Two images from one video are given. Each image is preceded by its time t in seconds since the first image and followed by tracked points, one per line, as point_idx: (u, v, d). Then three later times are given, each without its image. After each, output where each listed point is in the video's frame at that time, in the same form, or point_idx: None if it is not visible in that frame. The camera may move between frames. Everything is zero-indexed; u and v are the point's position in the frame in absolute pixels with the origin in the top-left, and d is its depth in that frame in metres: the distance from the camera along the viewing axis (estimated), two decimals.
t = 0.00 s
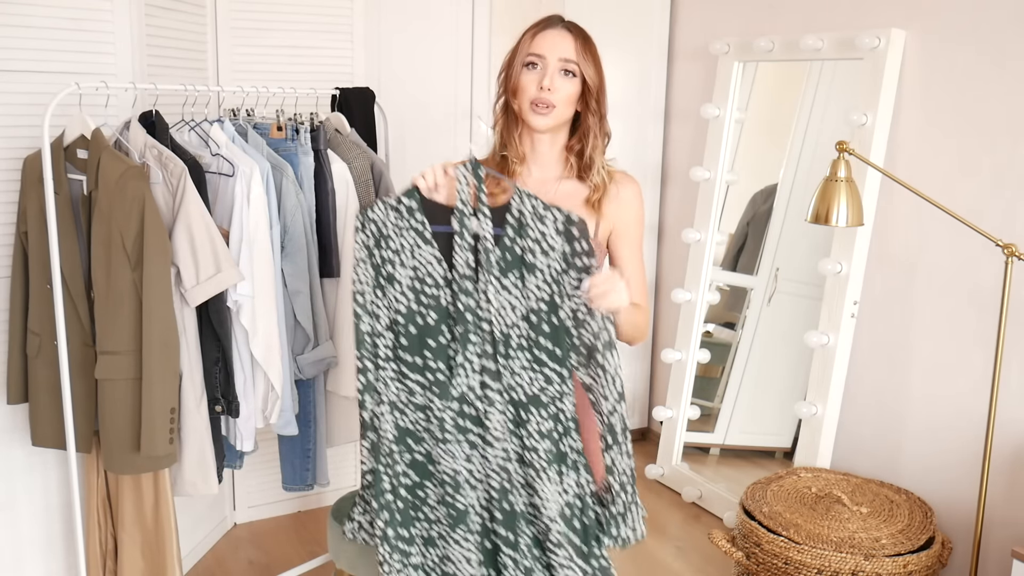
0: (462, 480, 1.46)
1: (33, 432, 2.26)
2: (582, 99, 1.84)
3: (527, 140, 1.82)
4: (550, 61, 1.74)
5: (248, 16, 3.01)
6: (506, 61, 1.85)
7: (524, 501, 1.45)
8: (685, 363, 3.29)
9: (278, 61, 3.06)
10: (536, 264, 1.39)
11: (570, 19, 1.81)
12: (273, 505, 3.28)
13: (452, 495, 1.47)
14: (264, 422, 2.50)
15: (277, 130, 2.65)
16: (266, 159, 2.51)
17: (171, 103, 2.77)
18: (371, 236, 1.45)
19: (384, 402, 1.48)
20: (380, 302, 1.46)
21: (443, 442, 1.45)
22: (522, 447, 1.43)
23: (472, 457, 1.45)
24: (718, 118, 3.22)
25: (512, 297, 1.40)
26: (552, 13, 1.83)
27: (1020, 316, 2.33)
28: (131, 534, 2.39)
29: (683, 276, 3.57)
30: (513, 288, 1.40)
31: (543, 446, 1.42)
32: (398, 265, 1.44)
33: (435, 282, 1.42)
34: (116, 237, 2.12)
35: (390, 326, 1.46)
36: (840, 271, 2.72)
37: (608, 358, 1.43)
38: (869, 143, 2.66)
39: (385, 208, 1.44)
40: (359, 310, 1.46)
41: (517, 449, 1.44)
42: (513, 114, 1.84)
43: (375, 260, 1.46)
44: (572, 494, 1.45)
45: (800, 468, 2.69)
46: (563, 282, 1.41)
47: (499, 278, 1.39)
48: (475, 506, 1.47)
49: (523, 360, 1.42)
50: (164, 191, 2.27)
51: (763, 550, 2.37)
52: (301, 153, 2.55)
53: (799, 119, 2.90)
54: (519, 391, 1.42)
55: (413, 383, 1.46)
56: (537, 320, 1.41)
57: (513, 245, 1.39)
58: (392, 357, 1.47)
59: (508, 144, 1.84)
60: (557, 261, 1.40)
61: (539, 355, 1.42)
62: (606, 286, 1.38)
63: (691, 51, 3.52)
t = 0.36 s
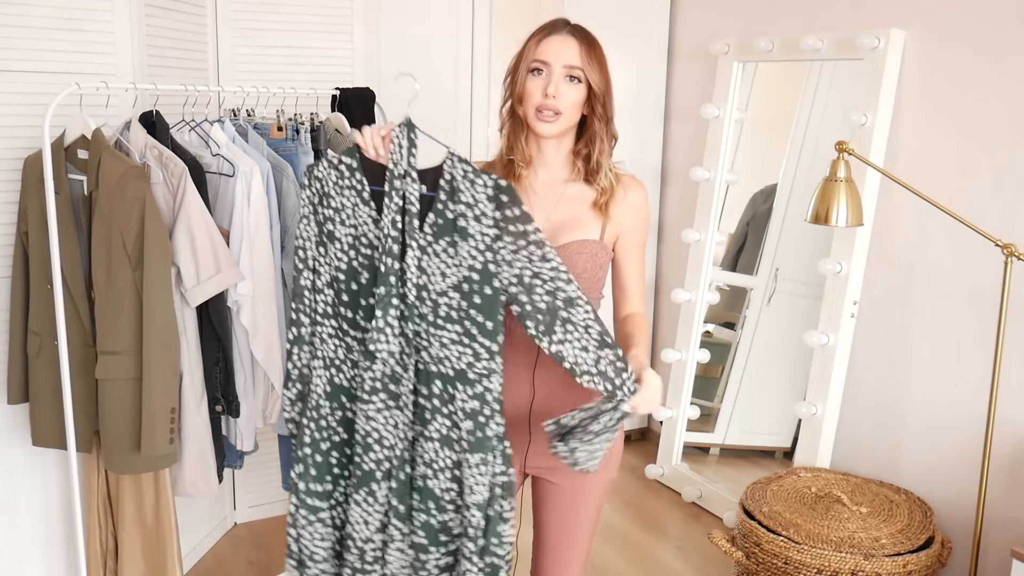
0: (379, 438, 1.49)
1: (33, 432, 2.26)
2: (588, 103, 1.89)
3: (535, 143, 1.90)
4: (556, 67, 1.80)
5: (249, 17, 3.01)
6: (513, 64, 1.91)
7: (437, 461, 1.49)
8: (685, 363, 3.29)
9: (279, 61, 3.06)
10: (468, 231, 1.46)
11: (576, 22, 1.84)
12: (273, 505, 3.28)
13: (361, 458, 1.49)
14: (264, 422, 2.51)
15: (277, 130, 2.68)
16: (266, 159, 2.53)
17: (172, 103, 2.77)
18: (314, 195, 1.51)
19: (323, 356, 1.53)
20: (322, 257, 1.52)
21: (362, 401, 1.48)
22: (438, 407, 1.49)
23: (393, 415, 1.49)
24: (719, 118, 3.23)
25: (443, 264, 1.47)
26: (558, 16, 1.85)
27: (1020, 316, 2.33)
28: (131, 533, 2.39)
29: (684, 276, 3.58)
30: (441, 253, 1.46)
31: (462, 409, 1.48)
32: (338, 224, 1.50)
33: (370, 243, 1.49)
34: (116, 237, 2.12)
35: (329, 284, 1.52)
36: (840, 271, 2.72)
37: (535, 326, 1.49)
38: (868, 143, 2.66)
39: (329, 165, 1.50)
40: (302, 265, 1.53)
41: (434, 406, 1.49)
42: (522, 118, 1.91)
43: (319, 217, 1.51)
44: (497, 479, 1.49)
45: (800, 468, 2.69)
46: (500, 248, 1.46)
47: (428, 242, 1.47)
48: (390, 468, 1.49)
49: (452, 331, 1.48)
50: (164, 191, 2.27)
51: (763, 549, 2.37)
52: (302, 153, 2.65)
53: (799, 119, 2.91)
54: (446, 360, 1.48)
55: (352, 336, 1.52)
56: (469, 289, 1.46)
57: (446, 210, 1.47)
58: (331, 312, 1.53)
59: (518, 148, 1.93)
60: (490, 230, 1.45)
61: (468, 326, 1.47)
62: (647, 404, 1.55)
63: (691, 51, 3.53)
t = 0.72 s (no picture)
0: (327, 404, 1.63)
1: (33, 432, 2.26)
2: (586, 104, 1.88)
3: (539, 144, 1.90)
4: (548, 71, 1.80)
5: (249, 18, 3.01)
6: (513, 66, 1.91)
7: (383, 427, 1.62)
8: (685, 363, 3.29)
9: (279, 62, 3.06)
10: (437, 202, 1.60)
11: (573, 21, 1.83)
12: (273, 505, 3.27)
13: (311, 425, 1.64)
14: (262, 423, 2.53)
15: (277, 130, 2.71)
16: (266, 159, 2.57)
17: (171, 103, 2.76)
18: (285, 169, 1.64)
19: (279, 329, 1.67)
20: (292, 232, 1.65)
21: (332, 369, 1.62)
22: (395, 377, 1.62)
23: (351, 377, 1.62)
24: (718, 118, 3.23)
25: (412, 234, 1.60)
26: (555, 16, 1.85)
27: (1020, 316, 2.33)
28: (131, 534, 2.38)
29: (684, 276, 3.58)
30: (410, 224, 1.60)
31: (419, 380, 1.61)
32: (309, 197, 1.63)
33: (340, 217, 1.62)
34: (116, 237, 2.12)
35: (296, 257, 1.65)
36: (841, 271, 2.72)
37: (509, 290, 1.64)
38: (869, 143, 2.66)
39: (298, 140, 1.63)
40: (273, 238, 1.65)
41: (392, 376, 1.62)
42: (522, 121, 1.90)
43: (291, 191, 1.64)
44: (444, 452, 1.59)
45: (800, 468, 2.69)
46: (467, 219, 1.60)
47: (398, 212, 1.60)
48: (344, 431, 1.63)
49: (418, 302, 1.61)
50: (164, 191, 2.27)
51: (763, 549, 2.37)
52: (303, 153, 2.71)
53: (799, 119, 2.91)
54: (408, 331, 1.61)
55: (313, 309, 1.67)
56: (438, 259, 1.60)
57: (414, 181, 1.60)
58: (297, 284, 1.66)
59: (519, 147, 1.91)
60: (458, 200, 1.60)
61: (433, 297, 1.60)
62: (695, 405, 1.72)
63: (691, 51, 3.53)
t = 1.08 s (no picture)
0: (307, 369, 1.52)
1: (33, 432, 2.26)
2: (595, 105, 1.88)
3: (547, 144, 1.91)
4: (553, 70, 1.80)
5: (249, 18, 3.01)
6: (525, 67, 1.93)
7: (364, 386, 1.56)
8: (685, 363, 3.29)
9: (280, 62, 3.06)
10: (400, 155, 1.54)
11: (581, 22, 1.83)
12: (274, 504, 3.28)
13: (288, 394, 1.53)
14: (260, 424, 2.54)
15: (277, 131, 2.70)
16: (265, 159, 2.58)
17: (171, 104, 2.76)
18: (229, 125, 1.51)
19: (226, 296, 1.54)
20: (237, 190, 1.51)
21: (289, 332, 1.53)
22: (369, 331, 1.55)
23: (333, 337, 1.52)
24: (719, 118, 3.23)
25: (373, 189, 1.53)
26: (565, 17, 1.86)
27: (1020, 316, 2.33)
28: (131, 533, 2.38)
29: (684, 277, 3.58)
30: (370, 179, 1.53)
31: (394, 330, 1.57)
32: (258, 153, 1.50)
33: (293, 174, 1.50)
34: (116, 237, 2.12)
35: (241, 220, 1.52)
36: (840, 271, 2.72)
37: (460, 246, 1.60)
38: (869, 142, 2.66)
39: (246, 92, 1.51)
40: (215, 201, 1.51)
41: (365, 331, 1.55)
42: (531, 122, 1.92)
43: (231, 147, 1.51)
44: (424, 395, 1.61)
45: (800, 468, 2.69)
46: (427, 172, 1.56)
47: (358, 168, 1.52)
48: (331, 395, 1.54)
49: (381, 255, 1.55)
50: (164, 191, 2.26)
51: (763, 549, 2.37)
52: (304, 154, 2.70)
53: (799, 119, 2.91)
54: (376, 284, 1.55)
55: (261, 274, 1.53)
56: (400, 212, 1.54)
57: (377, 137, 1.53)
58: (242, 248, 1.53)
59: (527, 146, 1.93)
60: (421, 153, 1.55)
61: (398, 248, 1.55)
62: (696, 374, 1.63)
63: (691, 51, 3.53)
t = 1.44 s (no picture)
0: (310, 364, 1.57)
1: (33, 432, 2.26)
2: (602, 106, 1.89)
3: (547, 145, 1.90)
4: (568, 73, 1.80)
5: (249, 18, 3.00)
6: (527, 65, 1.90)
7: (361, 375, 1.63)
8: (685, 363, 3.29)
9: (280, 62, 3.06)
10: (386, 154, 1.61)
11: (593, 25, 1.84)
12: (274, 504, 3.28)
13: (294, 390, 1.56)
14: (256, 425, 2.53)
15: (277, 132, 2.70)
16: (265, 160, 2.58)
17: (171, 104, 2.77)
18: (218, 125, 1.52)
19: (218, 297, 1.53)
20: (230, 190, 1.52)
21: (287, 330, 1.55)
22: (365, 323, 1.63)
23: (336, 333, 1.57)
24: (719, 118, 3.23)
25: (362, 187, 1.59)
26: (575, 18, 1.85)
27: (1020, 316, 2.33)
28: (131, 533, 2.38)
29: (684, 277, 3.58)
30: (360, 177, 1.59)
31: (387, 323, 1.64)
32: (250, 151, 1.52)
33: (284, 172, 1.53)
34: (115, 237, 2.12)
35: (234, 216, 1.52)
36: (840, 271, 2.72)
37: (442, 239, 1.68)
38: (869, 143, 2.66)
39: (235, 93, 1.53)
40: (208, 199, 1.51)
41: (362, 323, 1.62)
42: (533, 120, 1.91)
43: (220, 146, 1.52)
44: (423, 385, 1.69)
45: (800, 468, 2.69)
46: (414, 170, 1.63)
47: (348, 167, 1.58)
48: (336, 387, 1.59)
49: (373, 251, 1.61)
50: (163, 191, 2.24)
51: (763, 549, 2.37)
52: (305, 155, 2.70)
53: (799, 118, 2.91)
54: (369, 279, 1.62)
55: (254, 273, 1.53)
56: (388, 210, 1.62)
57: (364, 136, 1.59)
58: (235, 246, 1.52)
59: (527, 145, 1.92)
60: (406, 152, 1.62)
61: (388, 244, 1.62)
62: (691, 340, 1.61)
63: (691, 51, 3.53)
